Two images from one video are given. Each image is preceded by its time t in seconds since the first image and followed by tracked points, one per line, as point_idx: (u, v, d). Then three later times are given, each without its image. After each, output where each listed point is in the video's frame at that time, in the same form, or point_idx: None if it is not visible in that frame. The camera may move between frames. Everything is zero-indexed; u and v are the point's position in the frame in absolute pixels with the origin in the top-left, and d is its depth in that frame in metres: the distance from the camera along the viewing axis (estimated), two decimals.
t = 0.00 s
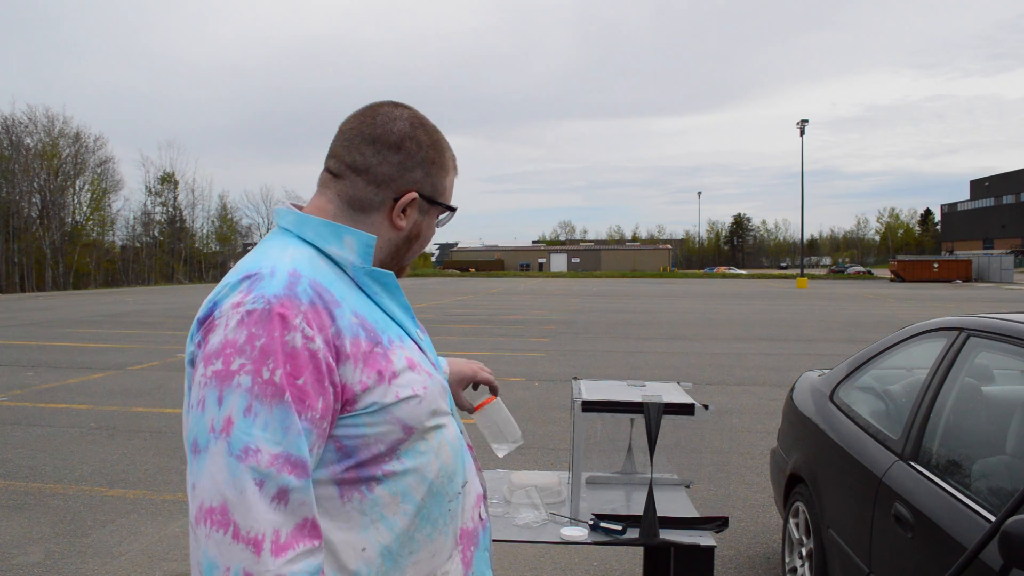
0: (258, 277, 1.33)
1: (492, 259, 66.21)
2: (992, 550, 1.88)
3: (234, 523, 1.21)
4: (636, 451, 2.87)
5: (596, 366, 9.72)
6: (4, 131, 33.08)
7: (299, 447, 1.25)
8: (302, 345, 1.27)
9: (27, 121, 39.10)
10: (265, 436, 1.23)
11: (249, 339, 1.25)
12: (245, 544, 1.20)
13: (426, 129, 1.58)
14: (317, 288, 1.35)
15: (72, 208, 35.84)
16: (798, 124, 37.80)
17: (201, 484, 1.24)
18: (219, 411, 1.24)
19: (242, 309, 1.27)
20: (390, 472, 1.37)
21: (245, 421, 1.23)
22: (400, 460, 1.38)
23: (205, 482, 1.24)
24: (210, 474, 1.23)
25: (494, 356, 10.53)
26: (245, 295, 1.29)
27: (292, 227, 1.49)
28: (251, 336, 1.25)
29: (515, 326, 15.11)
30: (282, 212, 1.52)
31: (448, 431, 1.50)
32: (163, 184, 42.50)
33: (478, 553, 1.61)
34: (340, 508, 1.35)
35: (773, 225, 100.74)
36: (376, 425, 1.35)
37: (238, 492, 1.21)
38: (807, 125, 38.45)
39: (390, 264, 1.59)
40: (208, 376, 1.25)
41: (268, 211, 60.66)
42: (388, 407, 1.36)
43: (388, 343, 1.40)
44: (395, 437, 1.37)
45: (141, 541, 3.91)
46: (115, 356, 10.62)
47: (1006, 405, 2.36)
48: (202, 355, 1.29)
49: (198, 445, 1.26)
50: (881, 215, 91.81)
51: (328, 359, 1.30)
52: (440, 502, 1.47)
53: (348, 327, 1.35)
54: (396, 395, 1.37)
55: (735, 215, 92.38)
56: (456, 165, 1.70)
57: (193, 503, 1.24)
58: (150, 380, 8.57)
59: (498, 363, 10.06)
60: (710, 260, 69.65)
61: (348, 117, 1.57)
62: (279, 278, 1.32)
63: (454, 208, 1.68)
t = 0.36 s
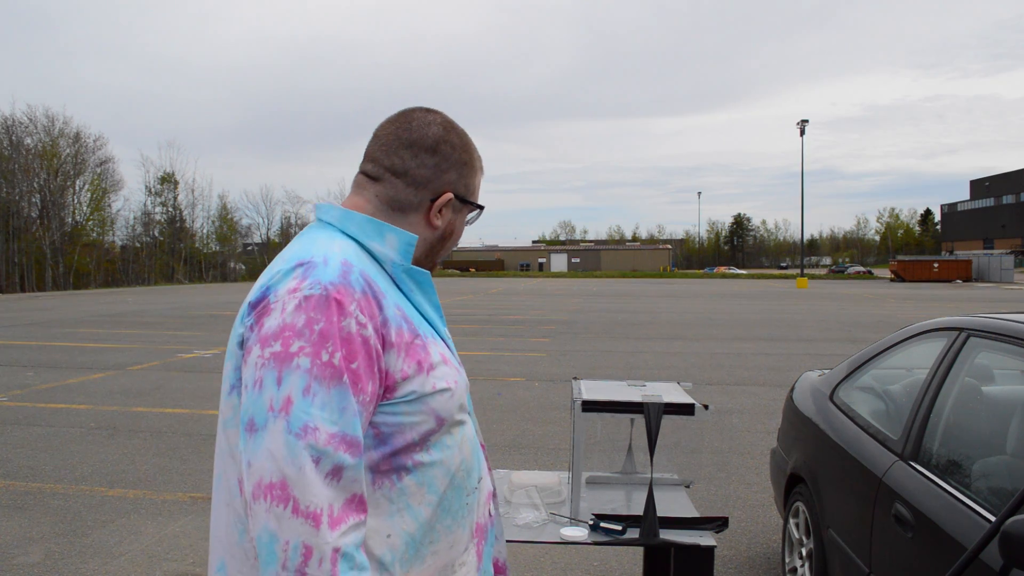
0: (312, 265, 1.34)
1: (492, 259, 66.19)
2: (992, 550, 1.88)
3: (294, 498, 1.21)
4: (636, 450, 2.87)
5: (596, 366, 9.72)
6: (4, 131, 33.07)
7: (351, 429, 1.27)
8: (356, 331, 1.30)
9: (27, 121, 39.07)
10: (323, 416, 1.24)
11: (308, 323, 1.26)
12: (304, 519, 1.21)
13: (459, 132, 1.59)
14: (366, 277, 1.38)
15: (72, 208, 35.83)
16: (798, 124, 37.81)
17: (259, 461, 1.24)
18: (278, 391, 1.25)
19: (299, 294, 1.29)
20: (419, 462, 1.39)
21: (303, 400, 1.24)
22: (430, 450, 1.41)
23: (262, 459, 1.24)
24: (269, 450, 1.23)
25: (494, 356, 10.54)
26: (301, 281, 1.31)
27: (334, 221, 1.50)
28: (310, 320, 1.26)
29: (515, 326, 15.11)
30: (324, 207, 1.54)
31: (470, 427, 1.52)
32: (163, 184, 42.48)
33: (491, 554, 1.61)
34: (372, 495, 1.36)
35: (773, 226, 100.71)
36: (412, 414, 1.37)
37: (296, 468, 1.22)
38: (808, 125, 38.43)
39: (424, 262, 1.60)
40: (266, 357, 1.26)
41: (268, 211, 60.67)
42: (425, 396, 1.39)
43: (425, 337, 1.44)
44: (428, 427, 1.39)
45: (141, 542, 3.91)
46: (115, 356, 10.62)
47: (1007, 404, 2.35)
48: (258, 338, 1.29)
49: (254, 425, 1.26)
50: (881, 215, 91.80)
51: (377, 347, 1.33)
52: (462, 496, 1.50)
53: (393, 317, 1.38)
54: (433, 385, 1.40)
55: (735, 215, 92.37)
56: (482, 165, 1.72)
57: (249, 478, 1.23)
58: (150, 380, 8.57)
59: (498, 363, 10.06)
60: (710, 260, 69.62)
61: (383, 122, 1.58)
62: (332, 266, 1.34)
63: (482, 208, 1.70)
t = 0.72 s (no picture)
0: (353, 251, 1.38)
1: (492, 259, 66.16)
2: (992, 550, 1.88)
3: (324, 463, 1.23)
4: (637, 450, 2.88)
5: (596, 366, 9.72)
6: (4, 131, 33.06)
7: (383, 405, 1.29)
8: (392, 314, 1.33)
9: (27, 121, 39.04)
10: (356, 387, 1.27)
11: (349, 301, 1.29)
12: (332, 483, 1.23)
13: (507, 157, 1.66)
14: (402, 266, 1.41)
15: (72, 208, 35.81)
16: (798, 124, 37.82)
17: (293, 426, 1.26)
18: (316, 360, 1.27)
19: (341, 276, 1.32)
20: (441, 453, 1.41)
21: (340, 371, 1.26)
22: (450, 442, 1.42)
23: (296, 425, 1.26)
24: (303, 416, 1.25)
25: (494, 356, 10.55)
26: (343, 265, 1.35)
27: (375, 218, 1.54)
28: (350, 300, 1.30)
29: (515, 326, 15.11)
30: (369, 207, 1.58)
31: (491, 424, 1.54)
32: (163, 184, 42.49)
33: (505, 555, 1.60)
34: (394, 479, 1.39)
35: (773, 226, 100.67)
36: (438, 402, 1.40)
37: (328, 434, 1.24)
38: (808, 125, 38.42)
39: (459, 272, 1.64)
40: (306, 331, 1.29)
41: (268, 211, 60.68)
42: (451, 386, 1.41)
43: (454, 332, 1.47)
44: (451, 418, 1.41)
45: (140, 542, 3.91)
46: (115, 356, 10.61)
47: (1007, 404, 2.35)
48: (299, 313, 1.32)
49: (291, 392, 1.28)
50: (881, 215, 91.86)
51: (410, 332, 1.36)
52: (479, 491, 1.50)
53: (426, 307, 1.41)
54: (460, 376, 1.42)
55: (735, 214, 92.40)
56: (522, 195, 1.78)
57: (282, 442, 1.26)
58: (150, 380, 8.57)
59: (498, 363, 10.06)
60: (710, 260, 69.62)
61: (438, 138, 1.65)
62: (373, 254, 1.38)
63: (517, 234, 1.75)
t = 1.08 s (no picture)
0: (360, 253, 1.42)
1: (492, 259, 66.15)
2: (993, 550, 1.88)
3: (330, 454, 1.26)
4: (637, 450, 2.88)
5: (596, 366, 9.72)
6: (5, 131, 33.09)
7: (387, 400, 1.30)
8: (395, 311, 1.34)
9: (27, 121, 39.05)
10: (359, 382, 1.29)
11: (353, 301, 1.32)
12: (338, 473, 1.26)
13: (476, 128, 1.67)
14: (409, 265, 1.43)
15: (72, 208, 35.82)
16: (798, 124, 37.83)
17: (300, 419, 1.30)
18: (320, 358, 1.30)
19: (347, 277, 1.36)
20: (451, 445, 1.41)
21: (343, 368, 1.29)
22: (461, 434, 1.41)
23: (303, 419, 1.30)
24: (310, 410, 1.29)
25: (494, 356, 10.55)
26: (349, 266, 1.38)
27: (390, 221, 1.58)
28: (354, 298, 1.33)
29: (515, 326, 15.11)
30: (385, 211, 1.63)
31: (505, 418, 1.52)
32: (163, 184, 42.51)
33: (519, 546, 1.59)
34: (404, 470, 1.39)
35: (773, 226, 100.66)
36: (446, 396, 1.39)
37: (331, 428, 1.27)
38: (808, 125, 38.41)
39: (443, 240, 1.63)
40: (313, 330, 1.33)
41: (268, 212, 60.71)
42: (458, 380, 1.40)
43: (464, 328, 1.46)
44: (460, 411, 1.40)
45: (141, 542, 3.91)
46: (115, 356, 10.61)
47: (1006, 405, 2.35)
48: (307, 313, 1.37)
49: (300, 388, 1.33)
50: (881, 215, 91.87)
51: (415, 328, 1.37)
52: (491, 483, 1.48)
53: (433, 304, 1.42)
54: (467, 371, 1.41)
55: (735, 214, 92.41)
56: (519, 158, 1.69)
57: (292, 435, 1.30)
58: (150, 380, 8.57)
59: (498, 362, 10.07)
60: (710, 260, 69.61)
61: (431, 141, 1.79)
62: (379, 255, 1.40)
63: (511, 189, 1.63)
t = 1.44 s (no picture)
0: (343, 259, 1.46)
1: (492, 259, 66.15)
2: (993, 550, 1.88)
3: (300, 456, 1.31)
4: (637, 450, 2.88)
5: (596, 366, 9.72)
6: (4, 131, 33.02)
7: (360, 403, 1.34)
8: (372, 316, 1.38)
9: (27, 121, 39.03)
10: (332, 386, 1.33)
11: (329, 305, 1.37)
12: (307, 474, 1.29)
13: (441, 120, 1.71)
14: (391, 270, 1.47)
15: (72, 208, 35.77)
16: (798, 124, 37.84)
17: (277, 421, 1.35)
18: (297, 361, 1.36)
19: (326, 282, 1.40)
20: (439, 445, 1.43)
21: (317, 372, 1.34)
22: (447, 435, 1.43)
23: (278, 421, 1.36)
24: (285, 412, 1.34)
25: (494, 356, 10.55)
26: (330, 272, 1.43)
27: (384, 224, 1.63)
28: (331, 303, 1.37)
29: (515, 326, 15.10)
30: (383, 211, 1.68)
31: (497, 419, 1.51)
32: (163, 184, 42.47)
33: (516, 546, 1.58)
34: (389, 469, 1.42)
35: (773, 226, 100.65)
36: (429, 398, 1.41)
37: (303, 431, 1.31)
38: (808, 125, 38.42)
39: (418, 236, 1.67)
40: (292, 334, 1.38)
41: (268, 212, 60.72)
42: (442, 383, 1.42)
43: (450, 329, 1.48)
44: (445, 413, 1.42)
45: (141, 542, 3.91)
46: (115, 356, 10.60)
47: (1006, 405, 2.35)
48: (290, 316, 1.42)
49: (279, 390, 1.38)
50: (881, 215, 91.89)
51: (394, 332, 1.40)
52: (481, 483, 1.49)
53: (415, 308, 1.44)
54: (451, 373, 1.43)
55: (735, 214, 92.42)
56: (477, 137, 1.66)
57: (268, 437, 1.35)
58: (150, 381, 8.57)
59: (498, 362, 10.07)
60: (710, 260, 69.60)
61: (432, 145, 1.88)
62: (361, 260, 1.44)
63: (466, 170, 1.62)
